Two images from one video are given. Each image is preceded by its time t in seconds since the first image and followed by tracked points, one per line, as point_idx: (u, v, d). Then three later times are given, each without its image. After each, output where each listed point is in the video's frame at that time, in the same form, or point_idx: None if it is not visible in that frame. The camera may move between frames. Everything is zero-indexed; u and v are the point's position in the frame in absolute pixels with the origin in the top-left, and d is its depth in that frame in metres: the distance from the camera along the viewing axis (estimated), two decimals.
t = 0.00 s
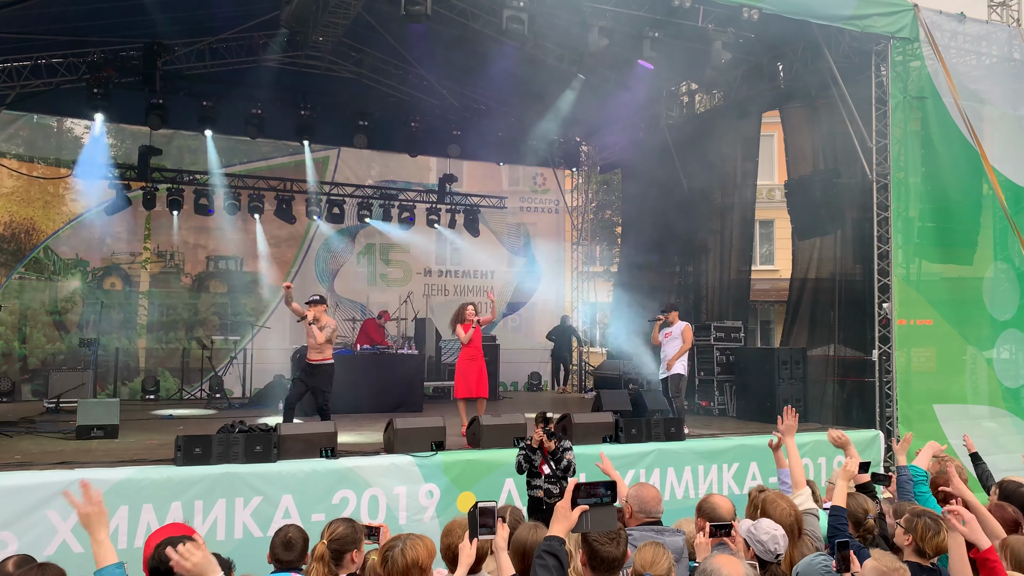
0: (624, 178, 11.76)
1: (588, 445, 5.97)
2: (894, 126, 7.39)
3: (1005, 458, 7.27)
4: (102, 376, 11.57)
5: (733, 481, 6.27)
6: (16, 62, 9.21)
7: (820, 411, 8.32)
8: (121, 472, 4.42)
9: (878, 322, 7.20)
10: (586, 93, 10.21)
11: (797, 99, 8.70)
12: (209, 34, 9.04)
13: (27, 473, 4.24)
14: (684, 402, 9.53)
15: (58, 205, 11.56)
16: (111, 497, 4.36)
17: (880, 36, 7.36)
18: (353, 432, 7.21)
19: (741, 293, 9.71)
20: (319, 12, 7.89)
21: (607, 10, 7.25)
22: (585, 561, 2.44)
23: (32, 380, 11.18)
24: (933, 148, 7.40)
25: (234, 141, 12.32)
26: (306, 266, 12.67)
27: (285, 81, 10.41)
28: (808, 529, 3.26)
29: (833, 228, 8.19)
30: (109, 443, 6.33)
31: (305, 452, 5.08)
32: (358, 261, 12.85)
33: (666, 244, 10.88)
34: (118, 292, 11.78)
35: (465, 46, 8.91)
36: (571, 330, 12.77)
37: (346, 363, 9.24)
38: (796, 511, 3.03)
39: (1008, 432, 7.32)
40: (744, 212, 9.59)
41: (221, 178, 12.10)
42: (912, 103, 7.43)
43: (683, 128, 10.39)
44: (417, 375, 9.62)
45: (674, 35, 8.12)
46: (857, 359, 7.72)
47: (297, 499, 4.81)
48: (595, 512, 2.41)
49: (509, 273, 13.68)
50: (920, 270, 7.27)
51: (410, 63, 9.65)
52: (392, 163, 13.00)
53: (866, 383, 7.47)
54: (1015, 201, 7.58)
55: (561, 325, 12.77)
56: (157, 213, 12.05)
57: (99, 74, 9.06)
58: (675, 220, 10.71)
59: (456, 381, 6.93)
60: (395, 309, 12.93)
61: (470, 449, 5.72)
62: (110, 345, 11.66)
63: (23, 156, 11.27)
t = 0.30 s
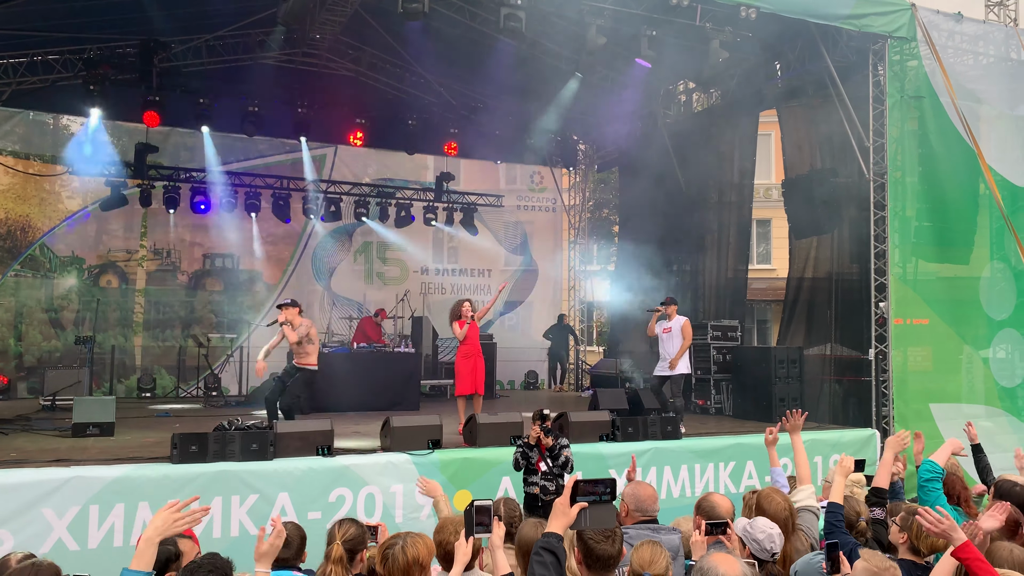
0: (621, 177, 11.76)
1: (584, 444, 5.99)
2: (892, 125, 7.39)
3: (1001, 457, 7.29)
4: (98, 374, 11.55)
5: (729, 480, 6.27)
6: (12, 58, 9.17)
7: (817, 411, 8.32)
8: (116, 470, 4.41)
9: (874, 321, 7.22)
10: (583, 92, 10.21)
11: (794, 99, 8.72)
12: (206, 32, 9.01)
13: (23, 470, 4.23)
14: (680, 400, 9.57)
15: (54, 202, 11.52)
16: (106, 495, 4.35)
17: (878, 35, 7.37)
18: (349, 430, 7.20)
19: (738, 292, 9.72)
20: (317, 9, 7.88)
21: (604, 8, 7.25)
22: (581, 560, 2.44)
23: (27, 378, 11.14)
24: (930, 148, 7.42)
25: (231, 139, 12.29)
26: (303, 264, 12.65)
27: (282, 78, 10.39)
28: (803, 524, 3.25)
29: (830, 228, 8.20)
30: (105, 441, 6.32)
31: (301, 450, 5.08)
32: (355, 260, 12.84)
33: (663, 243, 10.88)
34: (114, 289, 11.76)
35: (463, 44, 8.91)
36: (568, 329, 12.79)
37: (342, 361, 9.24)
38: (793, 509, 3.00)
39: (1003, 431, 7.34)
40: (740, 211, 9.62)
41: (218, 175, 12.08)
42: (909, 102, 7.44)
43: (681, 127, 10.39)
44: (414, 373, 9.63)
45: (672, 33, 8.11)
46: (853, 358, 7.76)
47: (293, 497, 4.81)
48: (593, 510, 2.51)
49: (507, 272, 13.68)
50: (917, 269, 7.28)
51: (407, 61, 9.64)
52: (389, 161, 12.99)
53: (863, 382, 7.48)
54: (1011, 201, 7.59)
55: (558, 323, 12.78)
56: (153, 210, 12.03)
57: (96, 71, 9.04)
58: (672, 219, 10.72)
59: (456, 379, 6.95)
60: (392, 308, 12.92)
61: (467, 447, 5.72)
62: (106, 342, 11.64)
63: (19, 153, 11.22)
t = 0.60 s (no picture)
0: (620, 174, 11.75)
1: (582, 441, 5.99)
2: (890, 123, 7.39)
3: (998, 454, 7.31)
4: (95, 371, 11.53)
5: (727, 477, 6.28)
6: (9, 54, 9.14)
7: (814, 408, 8.34)
8: (113, 466, 4.40)
9: (872, 318, 7.22)
10: (582, 89, 10.20)
11: (793, 96, 8.72)
12: (204, 28, 8.97)
13: (20, 467, 4.22)
14: (678, 398, 9.58)
15: (51, 199, 11.48)
16: (104, 492, 4.34)
17: (877, 32, 7.36)
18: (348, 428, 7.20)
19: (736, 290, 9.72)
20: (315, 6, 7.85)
21: (602, 5, 7.25)
22: (578, 557, 2.44)
23: (24, 375, 11.12)
24: (928, 146, 7.43)
25: (228, 135, 12.26)
26: (301, 262, 12.63)
27: (279, 75, 10.35)
28: (798, 526, 3.23)
29: (829, 225, 8.20)
30: (101, 438, 6.30)
31: (300, 447, 5.08)
32: (353, 257, 12.82)
33: (661, 241, 10.87)
34: (111, 286, 11.74)
35: (461, 41, 8.89)
36: (566, 326, 12.79)
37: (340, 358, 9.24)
38: (788, 509, 3.02)
39: (1001, 429, 7.37)
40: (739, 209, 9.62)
41: (216, 172, 12.05)
42: (907, 100, 7.44)
43: (680, 125, 10.38)
44: (412, 371, 9.64)
45: (671, 30, 8.10)
46: (850, 355, 7.77)
47: (291, 494, 4.80)
48: (592, 508, 2.50)
49: (505, 270, 13.68)
50: (915, 267, 7.29)
51: (406, 57, 9.62)
52: (387, 158, 12.97)
53: (860, 379, 7.49)
54: (1009, 199, 7.61)
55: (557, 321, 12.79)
56: (151, 207, 12.00)
57: (94, 67, 9.02)
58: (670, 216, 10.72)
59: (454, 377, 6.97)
60: (390, 305, 12.91)
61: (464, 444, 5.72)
62: (103, 339, 11.63)
63: (16, 149, 11.17)
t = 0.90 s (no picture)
0: (618, 172, 11.75)
1: (580, 439, 5.96)
2: (888, 120, 7.38)
3: (997, 450, 7.34)
4: (93, 370, 11.52)
5: (726, 474, 6.29)
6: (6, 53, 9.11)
7: (813, 405, 8.35)
8: (111, 466, 4.40)
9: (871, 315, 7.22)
10: (580, 87, 10.19)
11: (791, 93, 8.71)
12: (202, 27, 8.95)
13: (18, 466, 4.21)
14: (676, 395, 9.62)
15: (49, 198, 11.46)
16: (102, 491, 4.34)
17: (875, 29, 7.33)
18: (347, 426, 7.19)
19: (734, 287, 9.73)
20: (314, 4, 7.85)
21: (601, 3, 7.23)
22: (575, 554, 2.43)
23: (22, 374, 11.10)
24: (927, 143, 7.42)
25: (226, 134, 12.22)
26: (299, 260, 12.62)
27: (277, 73, 10.32)
28: (799, 523, 3.19)
29: (827, 222, 8.20)
30: (100, 437, 6.28)
31: (298, 445, 5.07)
32: (351, 255, 12.82)
33: (660, 238, 10.87)
34: (109, 285, 11.72)
35: (460, 39, 8.87)
36: (565, 324, 12.80)
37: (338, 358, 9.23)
38: (788, 498, 3.04)
39: (999, 425, 7.39)
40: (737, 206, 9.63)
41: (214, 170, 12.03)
42: (906, 97, 7.43)
43: (678, 122, 10.36)
44: (411, 369, 9.64)
45: (669, 28, 8.08)
46: (849, 352, 7.76)
47: (289, 492, 4.80)
48: (596, 505, 2.53)
49: (504, 267, 13.68)
50: (913, 264, 7.29)
51: (404, 55, 9.60)
52: (385, 156, 12.94)
53: (859, 376, 7.49)
54: (1007, 195, 7.62)
55: (555, 319, 12.81)
56: (149, 206, 11.99)
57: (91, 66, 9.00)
58: (668, 213, 10.72)
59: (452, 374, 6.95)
60: (388, 303, 12.91)
61: (464, 442, 5.71)
62: (102, 338, 11.61)
63: (13, 148, 11.12)
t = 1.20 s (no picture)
0: (614, 171, 11.76)
1: (578, 438, 5.97)
2: (883, 118, 7.40)
3: (993, 448, 7.36)
4: (90, 371, 11.50)
5: (722, 473, 6.31)
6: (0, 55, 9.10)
7: (810, 403, 8.37)
8: (109, 467, 4.40)
9: (867, 313, 7.24)
10: (575, 86, 10.20)
11: (786, 92, 8.73)
12: (197, 27, 8.95)
13: (15, 468, 4.21)
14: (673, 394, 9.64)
15: (45, 199, 11.43)
16: (99, 493, 4.34)
17: (870, 28, 7.35)
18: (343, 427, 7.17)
19: (731, 286, 9.74)
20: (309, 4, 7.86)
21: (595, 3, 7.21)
22: (572, 555, 2.44)
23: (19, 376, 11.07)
24: (922, 141, 7.45)
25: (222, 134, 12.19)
26: (295, 261, 12.57)
27: (273, 73, 10.30)
28: (797, 522, 3.18)
29: (823, 221, 8.21)
30: (97, 438, 6.27)
31: (295, 446, 5.09)
32: (348, 255, 12.82)
33: (656, 237, 10.87)
34: (105, 286, 11.70)
35: (456, 38, 8.87)
36: (562, 323, 12.81)
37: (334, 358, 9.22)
38: (788, 501, 3.07)
39: (995, 423, 7.41)
40: (733, 206, 9.64)
41: (210, 171, 12.01)
42: (900, 95, 7.45)
43: (674, 122, 10.37)
44: (408, 369, 9.64)
45: (664, 27, 8.09)
46: (846, 350, 7.77)
47: (287, 493, 4.80)
48: (592, 503, 2.61)
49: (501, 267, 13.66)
50: (909, 262, 7.32)
51: (399, 55, 9.60)
52: (381, 156, 12.94)
53: (855, 374, 7.49)
54: (1002, 193, 7.65)
55: (553, 318, 12.82)
56: (144, 207, 11.96)
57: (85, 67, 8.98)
58: (665, 212, 10.74)
59: (450, 371, 6.98)
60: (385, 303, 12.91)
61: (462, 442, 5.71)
62: (98, 339, 11.59)
63: (9, 150, 11.10)
